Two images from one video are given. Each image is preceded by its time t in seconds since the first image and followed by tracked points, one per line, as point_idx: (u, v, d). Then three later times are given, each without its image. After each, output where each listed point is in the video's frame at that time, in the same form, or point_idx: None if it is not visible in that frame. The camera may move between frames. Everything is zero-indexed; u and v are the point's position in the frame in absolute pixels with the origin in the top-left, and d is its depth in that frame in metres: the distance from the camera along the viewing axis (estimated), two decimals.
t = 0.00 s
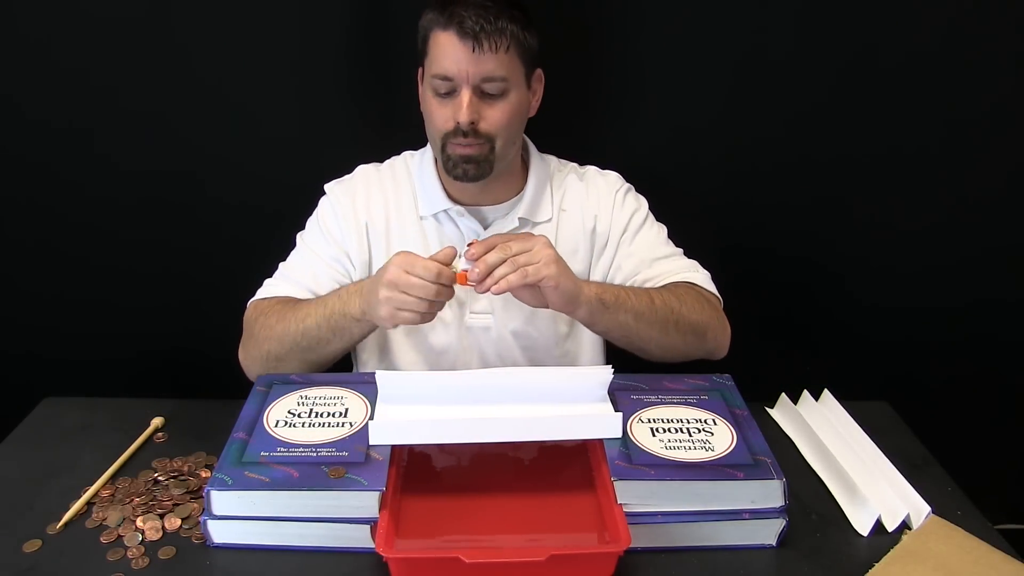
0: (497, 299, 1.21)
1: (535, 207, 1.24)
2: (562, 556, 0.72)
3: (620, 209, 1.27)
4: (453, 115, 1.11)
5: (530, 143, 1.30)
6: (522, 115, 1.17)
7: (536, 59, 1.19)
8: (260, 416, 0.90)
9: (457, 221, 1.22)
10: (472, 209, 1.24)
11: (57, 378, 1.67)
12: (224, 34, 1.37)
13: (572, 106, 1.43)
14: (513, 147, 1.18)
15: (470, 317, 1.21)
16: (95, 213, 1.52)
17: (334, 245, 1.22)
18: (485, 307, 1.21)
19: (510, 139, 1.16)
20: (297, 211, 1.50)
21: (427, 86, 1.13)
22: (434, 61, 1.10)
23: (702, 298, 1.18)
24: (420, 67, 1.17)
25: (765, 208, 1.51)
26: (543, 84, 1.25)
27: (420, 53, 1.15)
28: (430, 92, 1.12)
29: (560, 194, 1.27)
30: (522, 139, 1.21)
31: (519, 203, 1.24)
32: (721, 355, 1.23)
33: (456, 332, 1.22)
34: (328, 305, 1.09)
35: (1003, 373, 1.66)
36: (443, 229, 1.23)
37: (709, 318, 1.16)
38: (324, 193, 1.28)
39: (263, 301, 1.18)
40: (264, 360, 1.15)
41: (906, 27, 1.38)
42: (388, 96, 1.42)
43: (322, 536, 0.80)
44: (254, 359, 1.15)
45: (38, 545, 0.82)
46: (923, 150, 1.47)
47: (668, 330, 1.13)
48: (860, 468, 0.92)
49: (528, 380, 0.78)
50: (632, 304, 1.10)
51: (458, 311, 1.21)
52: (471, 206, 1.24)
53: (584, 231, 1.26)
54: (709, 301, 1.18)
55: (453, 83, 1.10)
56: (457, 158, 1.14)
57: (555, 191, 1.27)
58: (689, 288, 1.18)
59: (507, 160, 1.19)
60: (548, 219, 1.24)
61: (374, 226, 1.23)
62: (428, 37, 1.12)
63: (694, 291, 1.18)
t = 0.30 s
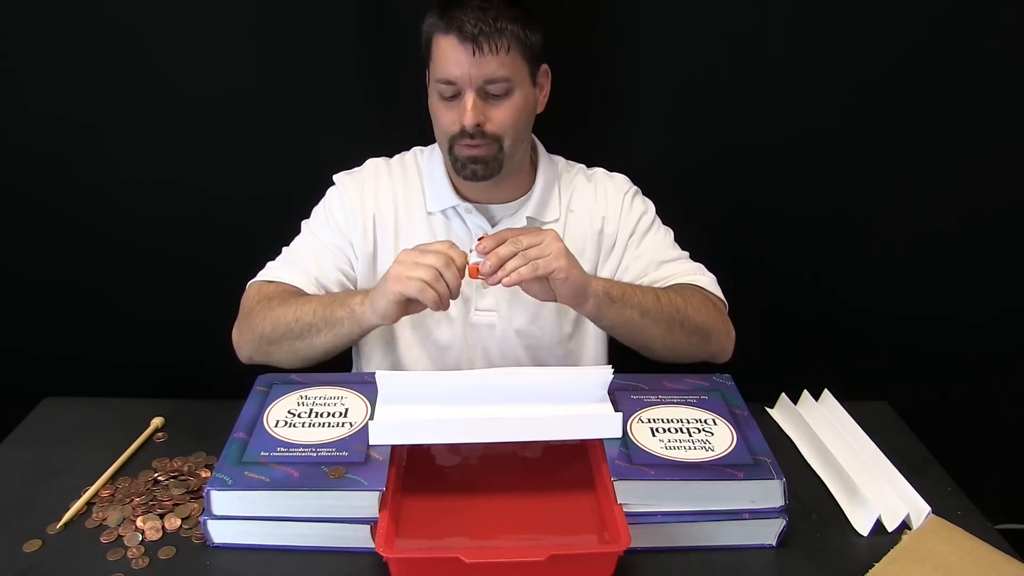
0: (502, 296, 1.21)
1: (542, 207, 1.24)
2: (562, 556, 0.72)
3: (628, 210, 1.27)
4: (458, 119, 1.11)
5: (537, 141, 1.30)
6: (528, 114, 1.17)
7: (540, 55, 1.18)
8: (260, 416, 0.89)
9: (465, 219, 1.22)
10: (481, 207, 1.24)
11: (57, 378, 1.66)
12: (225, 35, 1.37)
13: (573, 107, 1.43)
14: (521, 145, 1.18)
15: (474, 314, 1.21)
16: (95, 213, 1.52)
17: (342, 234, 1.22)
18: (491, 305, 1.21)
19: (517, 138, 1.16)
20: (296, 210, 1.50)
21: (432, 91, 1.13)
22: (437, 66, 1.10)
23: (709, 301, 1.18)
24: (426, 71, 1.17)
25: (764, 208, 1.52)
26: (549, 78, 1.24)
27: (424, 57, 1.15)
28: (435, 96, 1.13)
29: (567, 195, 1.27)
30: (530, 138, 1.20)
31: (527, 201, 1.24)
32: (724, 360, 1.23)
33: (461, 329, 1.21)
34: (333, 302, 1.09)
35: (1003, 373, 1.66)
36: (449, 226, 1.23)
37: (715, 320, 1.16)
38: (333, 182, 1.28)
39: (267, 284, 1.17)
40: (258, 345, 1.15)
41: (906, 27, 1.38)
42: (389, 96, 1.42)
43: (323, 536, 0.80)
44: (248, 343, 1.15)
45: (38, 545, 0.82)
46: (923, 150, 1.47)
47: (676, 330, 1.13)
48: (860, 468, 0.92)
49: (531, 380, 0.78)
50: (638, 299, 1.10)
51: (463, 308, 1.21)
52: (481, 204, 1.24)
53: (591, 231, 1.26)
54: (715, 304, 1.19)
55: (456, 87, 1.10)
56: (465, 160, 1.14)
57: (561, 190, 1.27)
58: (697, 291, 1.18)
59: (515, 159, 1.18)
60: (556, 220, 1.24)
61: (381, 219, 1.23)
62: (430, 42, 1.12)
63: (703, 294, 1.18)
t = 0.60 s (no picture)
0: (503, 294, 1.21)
1: (545, 206, 1.24)
2: (562, 556, 0.72)
3: (633, 212, 1.27)
4: (451, 120, 1.11)
5: (540, 140, 1.29)
6: (524, 114, 1.15)
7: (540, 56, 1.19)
8: (260, 416, 0.89)
9: (467, 217, 1.22)
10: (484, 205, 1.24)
11: (57, 378, 1.67)
12: (225, 34, 1.37)
13: (573, 107, 1.43)
14: (517, 146, 1.17)
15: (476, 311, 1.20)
16: (95, 213, 1.52)
17: (344, 230, 1.22)
18: (492, 303, 1.20)
19: (512, 139, 1.15)
20: (297, 210, 1.51)
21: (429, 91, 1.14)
22: (432, 67, 1.10)
23: (714, 303, 1.18)
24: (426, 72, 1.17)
25: (765, 208, 1.52)
26: (550, 78, 1.24)
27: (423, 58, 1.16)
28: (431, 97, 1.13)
29: (570, 194, 1.27)
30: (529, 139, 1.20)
31: (530, 200, 1.24)
32: (727, 362, 1.23)
33: (463, 328, 1.21)
34: (339, 299, 1.09)
35: (1003, 373, 1.66)
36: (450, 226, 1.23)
37: (718, 323, 1.16)
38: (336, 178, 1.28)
39: (269, 279, 1.17)
40: (259, 338, 1.14)
41: (906, 27, 1.38)
42: (389, 96, 1.42)
43: (323, 536, 0.80)
44: (248, 337, 1.15)
45: (37, 545, 0.82)
46: (923, 150, 1.47)
47: (678, 330, 1.13)
48: (860, 468, 0.92)
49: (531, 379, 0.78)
50: (644, 301, 1.10)
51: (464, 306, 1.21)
52: (482, 202, 1.24)
53: (595, 231, 1.26)
54: (719, 306, 1.19)
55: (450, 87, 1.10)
56: (459, 162, 1.14)
57: (563, 189, 1.27)
58: (703, 292, 1.18)
59: (512, 160, 1.18)
60: (559, 218, 1.24)
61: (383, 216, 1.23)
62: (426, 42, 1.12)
63: (708, 295, 1.18)
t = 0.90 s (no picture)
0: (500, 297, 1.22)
1: (541, 209, 1.24)
2: (562, 556, 0.72)
3: (631, 212, 1.27)
4: (434, 125, 1.09)
5: (536, 141, 1.30)
6: (511, 122, 1.14)
7: (532, 63, 1.17)
8: (260, 416, 0.90)
9: (462, 221, 1.22)
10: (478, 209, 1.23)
11: (57, 378, 1.66)
12: (225, 35, 1.37)
13: (572, 107, 1.43)
14: (503, 154, 1.15)
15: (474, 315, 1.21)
16: (94, 213, 1.52)
17: (340, 239, 1.22)
18: (489, 306, 1.21)
19: (497, 146, 1.13)
20: (297, 210, 1.51)
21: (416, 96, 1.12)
22: (418, 72, 1.09)
23: (713, 299, 1.18)
24: (415, 77, 1.16)
25: (764, 209, 1.52)
26: (542, 87, 1.22)
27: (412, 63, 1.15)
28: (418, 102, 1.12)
29: (567, 195, 1.27)
30: (517, 146, 1.18)
31: (525, 203, 1.24)
32: (727, 360, 1.23)
33: (461, 333, 1.22)
34: (343, 303, 1.09)
35: (1003, 373, 1.66)
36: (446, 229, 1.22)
37: (717, 319, 1.16)
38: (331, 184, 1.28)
39: (267, 291, 1.17)
40: (267, 350, 1.15)
41: (906, 27, 1.38)
42: (389, 96, 1.42)
43: (323, 536, 0.80)
44: (255, 349, 1.15)
45: (37, 545, 0.82)
46: (924, 149, 1.47)
47: (680, 325, 1.13)
48: (860, 467, 0.92)
49: (531, 379, 0.78)
50: (644, 295, 1.10)
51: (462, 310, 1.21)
52: (475, 207, 1.24)
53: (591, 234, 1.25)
54: (719, 303, 1.19)
55: (435, 92, 1.09)
56: (443, 167, 1.12)
57: (560, 190, 1.27)
58: (701, 289, 1.18)
59: (498, 167, 1.16)
60: (555, 220, 1.24)
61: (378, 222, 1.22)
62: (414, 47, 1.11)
63: (706, 292, 1.18)
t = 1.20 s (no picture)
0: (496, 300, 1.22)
1: (536, 211, 1.24)
2: (562, 556, 0.72)
3: (627, 213, 1.26)
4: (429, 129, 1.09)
5: (532, 142, 1.29)
6: (507, 127, 1.13)
7: (528, 68, 1.16)
8: (260, 416, 0.89)
9: (456, 224, 1.21)
10: (473, 212, 1.23)
11: (57, 379, 1.67)
12: (225, 35, 1.37)
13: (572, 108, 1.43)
14: (497, 159, 1.14)
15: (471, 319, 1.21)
16: (95, 213, 1.52)
17: (338, 245, 1.22)
18: (485, 309, 1.21)
19: (492, 152, 1.12)
20: (297, 211, 1.51)
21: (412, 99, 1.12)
22: (414, 75, 1.09)
23: (706, 301, 1.18)
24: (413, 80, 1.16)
25: (765, 209, 1.52)
26: (538, 92, 1.21)
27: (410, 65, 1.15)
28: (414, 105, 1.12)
29: (564, 197, 1.27)
30: (513, 151, 1.17)
31: (521, 204, 1.23)
32: (723, 360, 1.23)
33: (458, 334, 1.21)
34: (343, 318, 1.09)
35: (1003, 374, 1.66)
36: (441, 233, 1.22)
37: (713, 321, 1.17)
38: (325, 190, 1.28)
39: (268, 302, 1.17)
40: (265, 359, 1.14)
41: (907, 27, 1.38)
42: (389, 97, 1.42)
43: (323, 536, 0.80)
44: (255, 358, 1.15)
45: (38, 545, 0.82)
46: (923, 149, 1.47)
47: (673, 328, 1.13)
48: (860, 468, 0.92)
49: (529, 380, 0.78)
50: (634, 298, 1.11)
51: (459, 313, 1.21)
52: (471, 210, 1.23)
53: (586, 236, 1.25)
54: (715, 305, 1.19)
55: (430, 96, 1.09)
56: (438, 171, 1.12)
57: (557, 192, 1.27)
58: (697, 291, 1.19)
59: (493, 172, 1.16)
60: (551, 222, 1.24)
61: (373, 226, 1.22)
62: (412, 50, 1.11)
63: (702, 294, 1.18)
